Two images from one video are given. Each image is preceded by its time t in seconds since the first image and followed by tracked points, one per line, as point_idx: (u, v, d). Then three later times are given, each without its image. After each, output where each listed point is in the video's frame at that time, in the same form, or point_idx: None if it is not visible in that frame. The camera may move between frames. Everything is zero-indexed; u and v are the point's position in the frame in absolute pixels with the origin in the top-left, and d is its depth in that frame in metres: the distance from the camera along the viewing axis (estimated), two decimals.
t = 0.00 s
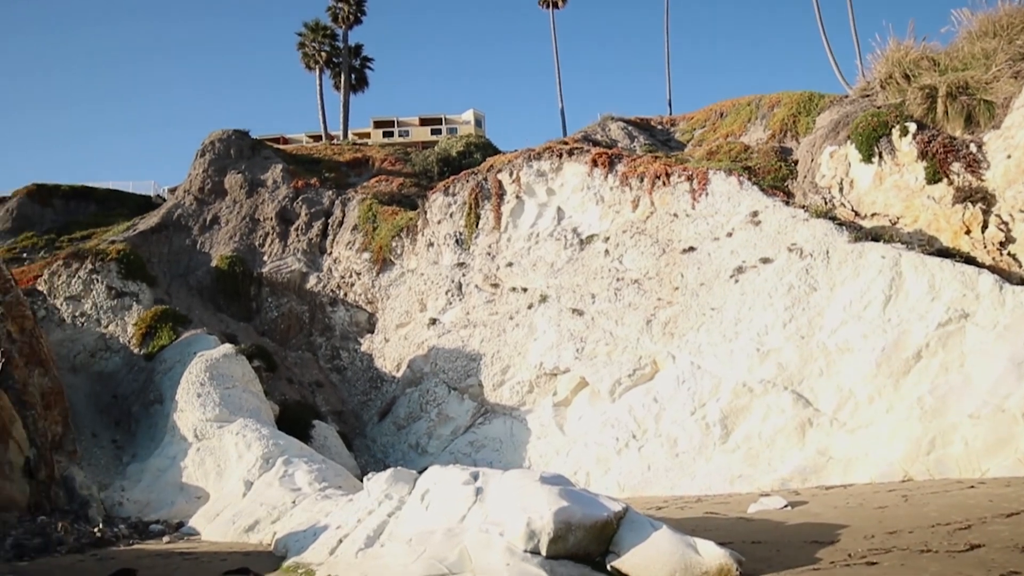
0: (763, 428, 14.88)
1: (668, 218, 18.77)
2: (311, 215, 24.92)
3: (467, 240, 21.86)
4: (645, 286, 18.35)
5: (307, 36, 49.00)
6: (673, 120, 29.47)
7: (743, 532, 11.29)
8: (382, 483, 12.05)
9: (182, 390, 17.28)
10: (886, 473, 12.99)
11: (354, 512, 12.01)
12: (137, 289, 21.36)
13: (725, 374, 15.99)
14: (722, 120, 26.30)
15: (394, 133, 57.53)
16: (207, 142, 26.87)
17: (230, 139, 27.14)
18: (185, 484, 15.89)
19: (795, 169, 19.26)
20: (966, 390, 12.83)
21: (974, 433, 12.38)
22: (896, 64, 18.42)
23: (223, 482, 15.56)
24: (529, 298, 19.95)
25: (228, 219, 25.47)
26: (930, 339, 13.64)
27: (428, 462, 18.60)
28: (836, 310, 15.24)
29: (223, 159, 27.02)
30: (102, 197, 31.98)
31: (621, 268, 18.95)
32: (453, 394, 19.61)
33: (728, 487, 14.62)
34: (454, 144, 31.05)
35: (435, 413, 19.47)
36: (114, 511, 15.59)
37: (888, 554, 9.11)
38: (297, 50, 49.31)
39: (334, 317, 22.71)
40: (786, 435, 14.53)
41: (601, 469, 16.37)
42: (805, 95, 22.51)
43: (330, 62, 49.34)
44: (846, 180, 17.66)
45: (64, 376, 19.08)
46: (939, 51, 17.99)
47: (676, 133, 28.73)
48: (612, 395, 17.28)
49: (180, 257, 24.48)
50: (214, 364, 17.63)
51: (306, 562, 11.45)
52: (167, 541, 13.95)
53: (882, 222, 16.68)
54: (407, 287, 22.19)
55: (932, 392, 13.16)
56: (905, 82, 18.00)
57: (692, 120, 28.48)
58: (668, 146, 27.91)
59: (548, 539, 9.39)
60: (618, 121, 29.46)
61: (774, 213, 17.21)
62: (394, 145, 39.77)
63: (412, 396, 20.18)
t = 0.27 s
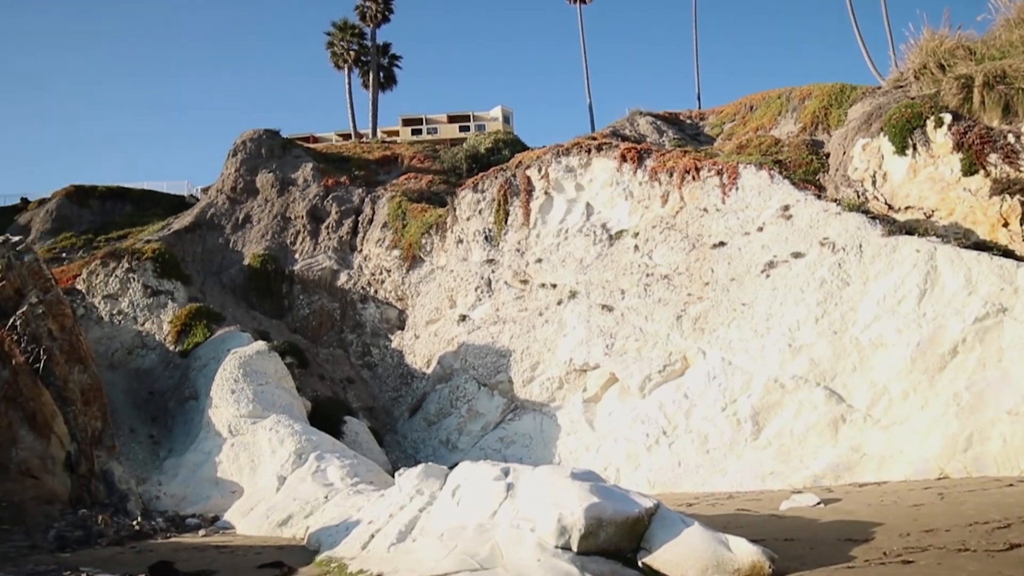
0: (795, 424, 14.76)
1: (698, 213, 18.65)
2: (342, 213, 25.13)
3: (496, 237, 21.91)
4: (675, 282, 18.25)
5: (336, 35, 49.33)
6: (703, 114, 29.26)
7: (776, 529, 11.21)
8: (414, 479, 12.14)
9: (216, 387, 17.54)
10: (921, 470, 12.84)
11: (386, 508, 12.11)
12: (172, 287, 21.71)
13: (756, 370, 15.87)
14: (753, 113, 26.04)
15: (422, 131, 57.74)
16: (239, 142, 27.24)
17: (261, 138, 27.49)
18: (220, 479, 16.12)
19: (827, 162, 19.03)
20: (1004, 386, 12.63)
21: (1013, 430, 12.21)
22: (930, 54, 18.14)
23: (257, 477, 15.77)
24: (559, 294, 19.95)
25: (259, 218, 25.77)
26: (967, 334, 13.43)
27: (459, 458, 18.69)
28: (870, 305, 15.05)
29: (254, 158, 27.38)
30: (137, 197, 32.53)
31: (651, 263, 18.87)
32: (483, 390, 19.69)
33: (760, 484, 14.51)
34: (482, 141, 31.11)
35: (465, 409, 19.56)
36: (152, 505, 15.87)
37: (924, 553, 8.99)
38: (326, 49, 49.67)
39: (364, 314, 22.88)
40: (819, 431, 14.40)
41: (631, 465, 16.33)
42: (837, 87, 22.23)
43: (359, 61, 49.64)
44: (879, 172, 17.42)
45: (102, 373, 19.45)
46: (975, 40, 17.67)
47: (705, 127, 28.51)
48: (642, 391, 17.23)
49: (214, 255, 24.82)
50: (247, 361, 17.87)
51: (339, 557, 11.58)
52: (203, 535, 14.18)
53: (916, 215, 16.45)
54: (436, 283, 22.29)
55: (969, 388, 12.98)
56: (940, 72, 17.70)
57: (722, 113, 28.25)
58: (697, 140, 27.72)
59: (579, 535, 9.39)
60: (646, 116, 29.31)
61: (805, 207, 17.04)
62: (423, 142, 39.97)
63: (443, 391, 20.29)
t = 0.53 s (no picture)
0: (828, 420, 14.58)
1: (728, 207, 18.48)
2: (372, 210, 25.29)
3: (525, 232, 21.91)
4: (706, 277, 18.11)
5: (364, 33, 49.56)
6: (732, 107, 28.99)
7: (808, 527, 11.09)
8: (444, 474, 12.20)
9: (249, 383, 17.76)
10: (958, 467, 12.64)
11: (417, 503, 12.18)
12: (205, 284, 21.99)
13: (788, 366, 15.71)
14: (783, 105, 25.74)
15: (451, 128, 57.84)
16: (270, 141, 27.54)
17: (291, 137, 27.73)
18: (253, 473, 16.31)
19: (860, 154, 18.75)
20: None
21: None
22: (967, 42, 17.80)
23: (289, 471, 15.94)
24: (589, 289, 19.90)
25: (290, 216, 26.00)
26: (1006, 329, 13.19)
27: (489, 454, 18.74)
28: (905, 299, 14.82)
29: (285, 157, 27.64)
30: (171, 197, 33.00)
31: (681, 259, 18.75)
32: (512, 385, 19.72)
33: (792, 481, 14.35)
34: (511, 137, 31.09)
35: (495, 405, 19.60)
36: (188, 499, 16.11)
37: (962, 552, 8.85)
38: (355, 47, 49.93)
39: (394, 311, 23.01)
40: (852, 428, 14.22)
41: (661, 461, 16.25)
42: (870, 78, 21.89)
43: (387, 58, 49.85)
44: (913, 164, 17.10)
45: (138, 369, 19.78)
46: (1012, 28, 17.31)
47: (735, 120, 28.24)
48: (672, 387, 17.12)
49: (246, 253, 25.10)
50: (279, 357, 18.08)
51: (371, 551, 11.67)
52: (237, 528, 14.37)
53: (953, 208, 16.14)
54: (466, 279, 22.35)
55: (1008, 385, 12.78)
56: (977, 61, 17.35)
57: (752, 106, 27.96)
58: (727, 133, 27.47)
59: (610, 531, 9.37)
60: (676, 110, 29.11)
61: (838, 200, 16.82)
62: (451, 139, 40.06)
63: (473, 387, 20.36)
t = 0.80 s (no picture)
0: (862, 417, 14.36)
1: (759, 201, 18.27)
2: (400, 207, 25.39)
3: (553, 228, 21.85)
4: (736, 271, 17.93)
5: (392, 31, 49.73)
6: (763, 99, 28.65)
7: (842, 524, 10.93)
8: (474, 470, 12.22)
9: (281, 379, 17.92)
10: (997, 465, 12.36)
11: (447, 498, 12.21)
12: (237, 282, 22.23)
13: (821, 361, 15.50)
14: (815, 97, 25.38)
15: (478, 124, 57.86)
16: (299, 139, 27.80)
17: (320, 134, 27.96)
18: (284, 468, 16.45)
19: (894, 146, 18.44)
20: None
21: None
22: (1005, 30, 17.42)
23: (320, 466, 16.05)
24: (617, 285, 19.80)
25: (320, 213, 26.18)
26: None
27: (518, 449, 18.72)
28: (941, 294, 14.56)
29: (314, 154, 27.88)
30: (203, 195, 33.39)
31: (711, 253, 18.58)
32: (541, 381, 19.70)
33: (825, 478, 14.09)
34: (538, 132, 31.01)
35: (524, 401, 19.59)
36: (220, 493, 16.29)
37: (1002, 552, 8.67)
38: (382, 45, 50.13)
39: (423, 307, 23.08)
40: (887, 424, 13.98)
41: (692, 458, 16.11)
42: (904, 67, 21.51)
43: (414, 55, 49.97)
44: (950, 156, 16.81)
45: (172, 365, 20.05)
46: None
47: (765, 113, 27.92)
48: (702, 382, 16.98)
49: (277, 250, 25.33)
50: (310, 353, 18.23)
51: (401, 546, 11.72)
52: (269, 522, 14.50)
53: (990, 199, 15.83)
54: (494, 275, 22.35)
55: None
56: (1016, 49, 16.98)
57: (783, 98, 27.62)
58: (757, 126, 27.15)
59: (641, 527, 9.31)
60: (705, 103, 28.85)
61: (871, 192, 16.56)
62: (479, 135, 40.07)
63: (502, 383, 20.36)
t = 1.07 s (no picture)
0: (895, 413, 14.12)
1: (789, 194, 18.04)
2: (427, 203, 25.45)
3: (581, 223, 21.76)
4: (766, 266, 17.73)
5: (418, 27, 49.85)
6: (792, 91, 28.31)
7: (876, 522, 10.76)
8: (502, 465, 12.22)
9: (310, 374, 18.07)
10: None
11: (475, 493, 12.21)
12: (266, 278, 22.42)
13: (853, 357, 15.28)
14: (846, 88, 25.01)
15: (504, 119, 57.83)
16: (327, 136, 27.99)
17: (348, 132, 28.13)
18: (314, 463, 16.57)
19: (927, 136, 18.11)
20: None
21: None
22: None
23: (349, 461, 16.14)
24: (646, 280, 19.67)
25: (347, 210, 26.31)
26: None
27: (546, 445, 18.68)
28: (977, 287, 14.28)
29: (341, 152, 28.05)
30: (232, 194, 33.73)
31: (740, 247, 18.39)
32: (569, 376, 19.65)
33: (858, 474, 13.86)
34: (565, 127, 30.92)
35: (552, 396, 19.55)
36: (251, 488, 16.44)
37: None
38: (409, 42, 50.27)
39: (451, 303, 23.11)
40: (921, 421, 13.74)
41: (721, 454, 15.96)
42: (938, 56, 21.11)
43: (441, 52, 50.05)
44: (986, 146, 16.43)
45: (204, 361, 20.28)
46: None
47: (795, 105, 27.58)
48: (732, 378, 16.82)
49: (305, 247, 25.50)
50: (339, 350, 18.35)
51: (430, 540, 11.73)
52: (299, 517, 14.61)
53: None
54: (522, 271, 22.32)
55: None
56: None
57: (813, 90, 27.26)
58: (786, 118, 26.83)
59: (671, 523, 9.24)
60: (733, 96, 28.57)
61: (905, 184, 16.29)
62: (505, 131, 40.04)
63: (529, 378, 20.34)
